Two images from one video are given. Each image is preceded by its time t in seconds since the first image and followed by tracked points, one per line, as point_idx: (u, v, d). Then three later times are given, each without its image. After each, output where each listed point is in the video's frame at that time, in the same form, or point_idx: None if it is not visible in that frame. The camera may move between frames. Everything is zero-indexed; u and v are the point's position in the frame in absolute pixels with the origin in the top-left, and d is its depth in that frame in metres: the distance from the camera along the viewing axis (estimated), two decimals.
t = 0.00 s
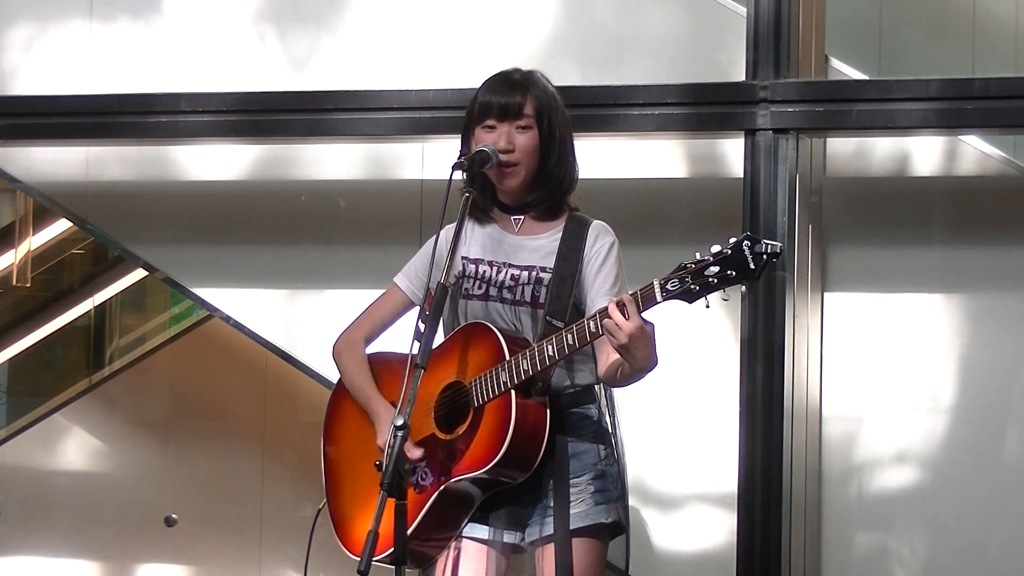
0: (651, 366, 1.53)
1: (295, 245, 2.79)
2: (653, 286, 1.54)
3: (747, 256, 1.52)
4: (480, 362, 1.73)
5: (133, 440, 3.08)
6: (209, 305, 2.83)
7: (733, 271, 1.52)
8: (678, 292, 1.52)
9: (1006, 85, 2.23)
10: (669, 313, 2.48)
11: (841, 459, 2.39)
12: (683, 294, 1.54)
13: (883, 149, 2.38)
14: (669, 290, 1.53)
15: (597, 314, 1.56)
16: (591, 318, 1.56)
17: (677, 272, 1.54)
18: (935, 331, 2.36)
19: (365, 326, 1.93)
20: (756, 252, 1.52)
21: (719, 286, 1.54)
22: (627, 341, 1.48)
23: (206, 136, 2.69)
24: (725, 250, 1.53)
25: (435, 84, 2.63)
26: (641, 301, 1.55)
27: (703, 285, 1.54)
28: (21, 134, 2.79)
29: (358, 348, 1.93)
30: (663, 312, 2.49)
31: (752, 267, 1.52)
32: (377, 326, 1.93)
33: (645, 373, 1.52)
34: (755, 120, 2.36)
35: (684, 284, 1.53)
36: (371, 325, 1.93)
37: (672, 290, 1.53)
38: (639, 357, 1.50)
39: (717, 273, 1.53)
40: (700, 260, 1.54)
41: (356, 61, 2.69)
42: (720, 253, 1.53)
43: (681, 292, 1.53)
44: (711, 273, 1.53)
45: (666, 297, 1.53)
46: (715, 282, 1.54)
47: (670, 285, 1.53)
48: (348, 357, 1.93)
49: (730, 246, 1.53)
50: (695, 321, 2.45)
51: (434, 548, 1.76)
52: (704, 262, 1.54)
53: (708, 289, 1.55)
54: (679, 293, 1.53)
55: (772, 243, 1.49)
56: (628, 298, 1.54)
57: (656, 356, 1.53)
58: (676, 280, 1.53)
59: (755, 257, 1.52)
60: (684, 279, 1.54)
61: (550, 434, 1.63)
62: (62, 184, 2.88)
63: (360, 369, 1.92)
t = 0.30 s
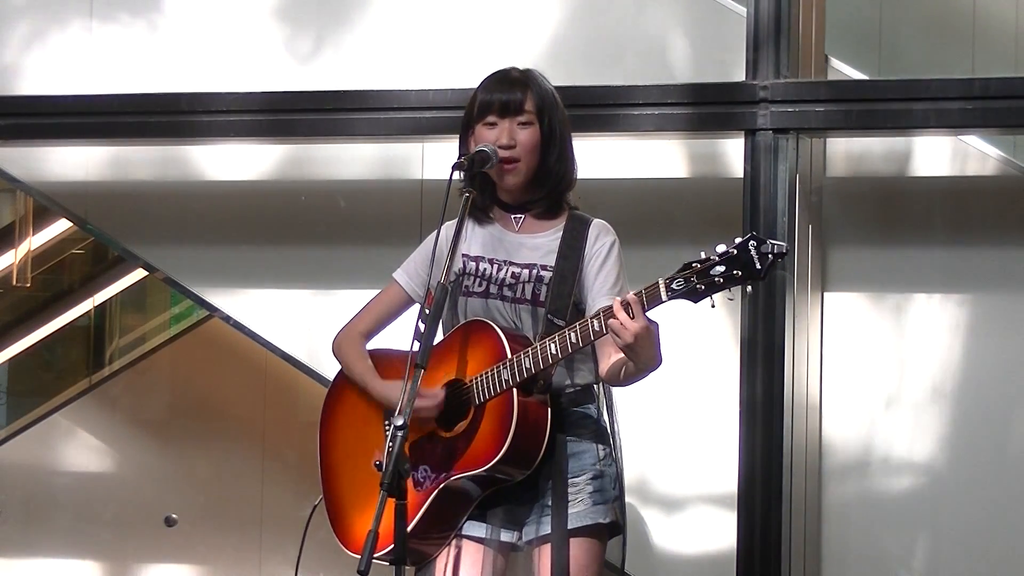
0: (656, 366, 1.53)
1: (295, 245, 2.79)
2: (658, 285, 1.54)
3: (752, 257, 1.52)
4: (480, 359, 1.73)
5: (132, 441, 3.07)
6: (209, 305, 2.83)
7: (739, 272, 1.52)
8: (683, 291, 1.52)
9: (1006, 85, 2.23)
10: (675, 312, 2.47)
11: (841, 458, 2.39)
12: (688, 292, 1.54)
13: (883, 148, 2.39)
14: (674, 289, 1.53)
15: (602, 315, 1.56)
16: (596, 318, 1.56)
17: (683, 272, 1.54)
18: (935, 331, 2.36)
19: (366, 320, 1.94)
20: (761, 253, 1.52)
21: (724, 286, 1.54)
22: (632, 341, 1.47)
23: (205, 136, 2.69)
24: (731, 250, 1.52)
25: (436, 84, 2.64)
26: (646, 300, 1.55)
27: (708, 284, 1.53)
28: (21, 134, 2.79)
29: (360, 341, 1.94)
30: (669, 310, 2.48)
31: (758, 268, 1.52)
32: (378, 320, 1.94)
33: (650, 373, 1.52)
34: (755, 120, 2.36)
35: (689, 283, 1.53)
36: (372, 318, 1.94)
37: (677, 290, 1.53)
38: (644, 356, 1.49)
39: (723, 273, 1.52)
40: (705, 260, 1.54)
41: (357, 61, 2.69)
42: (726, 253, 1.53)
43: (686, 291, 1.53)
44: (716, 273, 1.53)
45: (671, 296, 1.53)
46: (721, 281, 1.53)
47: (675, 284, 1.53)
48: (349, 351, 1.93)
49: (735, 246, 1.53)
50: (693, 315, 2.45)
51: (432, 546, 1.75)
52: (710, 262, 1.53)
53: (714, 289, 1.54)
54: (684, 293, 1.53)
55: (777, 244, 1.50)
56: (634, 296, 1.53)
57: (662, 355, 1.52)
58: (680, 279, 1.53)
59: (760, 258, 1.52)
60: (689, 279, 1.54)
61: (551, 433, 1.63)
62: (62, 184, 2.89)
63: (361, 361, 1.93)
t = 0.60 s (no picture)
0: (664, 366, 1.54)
1: (295, 245, 2.79)
2: (668, 286, 1.53)
3: (763, 257, 1.52)
4: (485, 361, 1.73)
5: (133, 440, 3.07)
6: (209, 305, 2.83)
7: (749, 271, 1.52)
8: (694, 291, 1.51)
9: (1006, 85, 2.23)
10: (685, 312, 2.46)
11: (841, 458, 2.40)
12: (698, 293, 1.54)
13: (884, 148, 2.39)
14: (684, 289, 1.52)
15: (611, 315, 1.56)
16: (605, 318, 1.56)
17: (694, 272, 1.54)
18: (935, 331, 2.36)
19: (372, 320, 1.95)
20: (772, 252, 1.52)
21: (735, 287, 1.53)
22: (642, 342, 1.48)
23: (205, 135, 2.69)
24: (741, 250, 1.53)
25: (436, 84, 2.64)
26: (657, 300, 1.54)
27: (719, 285, 1.53)
28: (20, 134, 2.78)
29: (365, 340, 1.94)
30: (678, 310, 2.47)
31: (769, 267, 1.52)
32: (383, 320, 1.95)
33: (658, 373, 1.52)
34: (755, 120, 2.36)
35: (700, 283, 1.53)
36: (378, 318, 1.95)
37: (687, 289, 1.52)
38: (653, 358, 1.50)
39: (733, 273, 1.53)
40: (715, 260, 1.54)
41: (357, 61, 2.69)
42: (736, 253, 1.53)
43: (697, 291, 1.53)
44: (727, 273, 1.53)
45: (681, 297, 1.52)
46: (731, 282, 1.53)
47: (686, 284, 1.52)
48: (355, 349, 1.93)
49: (746, 246, 1.53)
50: (693, 314, 2.46)
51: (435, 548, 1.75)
52: (720, 262, 1.54)
53: (724, 290, 1.54)
54: (694, 293, 1.53)
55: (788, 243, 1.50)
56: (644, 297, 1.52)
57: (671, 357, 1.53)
58: (692, 279, 1.52)
59: (771, 258, 1.52)
60: (700, 279, 1.54)
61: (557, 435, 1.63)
62: (62, 184, 2.89)
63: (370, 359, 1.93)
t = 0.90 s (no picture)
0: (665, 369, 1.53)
1: (296, 245, 2.80)
2: (672, 288, 1.53)
3: (769, 261, 1.50)
4: (482, 359, 1.73)
5: (133, 440, 3.05)
6: (209, 305, 2.84)
7: (755, 275, 1.50)
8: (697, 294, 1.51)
9: (1006, 85, 2.24)
10: (689, 314, 2.45)
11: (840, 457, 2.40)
12: (702, 296, 1.53)
13: (883, 148, 2.38)
14: (688, 292, 1.52)
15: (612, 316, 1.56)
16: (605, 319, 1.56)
17: (698, 275, 1.53)
18: (934, 331, 2.36)
19: (364, 317, 1.93)
20: (778, 256, 1.50)
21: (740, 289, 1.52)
22: (646, 343, 1.47)
23: (205, 135, 2.68)
24: (747, 254, 1.52)
25: (435, 84, 2.64)
26: (660, 301, 1.54)
27: (723, 288, 1.52)
28: (21, 134, 2.79)
29: (357, 338, 1.93)
30: (681, 312, 2.47)
31: (775, 271, 1.50)
32: (374, 318, 1.93)
33: (658, 375, 1.52)
34: (755, 120, 2.36)
35: (704, 286, 1.52)
36: (369, 316, 1.93)
37: (691, 292, 1.52)
38: (655, 359, 1.50)
39: (739, 276, 1.51)
40: (720, 263, 1.53)
41: (356, 61, 2.69)
42: (742, 257, 1.52)
43: (700, 295, 1.53)
44: (732, 276, 1.52)
45: (685, 298, 1.53)
46: (737, 285, 1.51)
47: (689, 287, 1.52)
48: (346, 349, 1.92)
49: (752, 250, 1.52)
50: (693, 317, 2.45)
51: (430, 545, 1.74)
52: (726, 265, 1.52)
53: (729, 292, 1.53)
54: (697, 295, 1.53)
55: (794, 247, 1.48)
56: (648, 299, 1.51)
57: (672, 358, 1.53)
58: (696, 282, 1.52)
59: (777, 261, 1.50)
60: (705, 282, 1.53)
61: (555, 434, 1.63)
62: (64, 185, 2.92)
63: (358, 360, 1.92)
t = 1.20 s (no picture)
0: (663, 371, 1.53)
1: (296, 246, 2.80)
2: (670, 290, 1.53)
3: (767, 264, 1.50)
4: (480, 360, 1.72)
5: (132, 440, 3.06)
6: (208, 305, 2.84)
7: (752, 278, 1.50)
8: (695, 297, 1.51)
9: (1007, 85, 2.23)
10: (686, 317, 2.46)
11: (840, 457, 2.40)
12: (700, 300, 1.53)
13: (883, 149, 2.38)
14: (686, 295, 1.52)
15: (611, 319, 1.56)
16: (604, 322, 1.56)
17: (695, 278, 1.53)
18: (935, 332, 2.36)
19: (362, 318, 1.93)
20: (776, 260, 1.50)
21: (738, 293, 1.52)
22: (644, 347, 1.47)
23: (206, 135, 2.68)
24: (745, 257, 1.52)
25: (435, 84, 2.64)
26: (658, 304, 1.54)
27: (721, 291, 1.52)
28: (20, 134, 2.79)
29: (355, 339, 1.93)
30: (679, 316, 2.47)
31: (773, 274, 1.50)
32: (373, 318, 1.93)
33: (657, 377, 1.52)
34: (755, 120, 2.35)
35: (701, 289, 1.52)
36: (368, 316, 1.93)
37: (688, 295, 1.52)
38: (653, 362, 1.50)
39: (736, 279, 1.51)
40: (718, 266, 1.53)
41: (356, 61, 2.69)
42: (739, 260, 1.52)
43: (698, 298, 1.52)
44: (730, 279, 1.52)
45: (682, 301, 1.52)
46: (734, 288, 1.52)
47: (687, 290, 1.52)
48: (344, 349, 1.92)
49: (749, 253, 1.52)
50: (690, 319, 2.46)
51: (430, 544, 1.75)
52: (723, 268, 1.52)
53: (727, 296, 1.53)
54: (695, 298, 1.52)
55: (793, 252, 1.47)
56: (647, 302, 1.51)
57: (671, 359, 1.52)
58: (693, 285, 1.52)
59: (775, 264, 1.50)
60: (702, 285, 1.53)
61: (553, 434, 1.63)
62: (65, 184, 2.90)
63: (357, 359, 1.92)
